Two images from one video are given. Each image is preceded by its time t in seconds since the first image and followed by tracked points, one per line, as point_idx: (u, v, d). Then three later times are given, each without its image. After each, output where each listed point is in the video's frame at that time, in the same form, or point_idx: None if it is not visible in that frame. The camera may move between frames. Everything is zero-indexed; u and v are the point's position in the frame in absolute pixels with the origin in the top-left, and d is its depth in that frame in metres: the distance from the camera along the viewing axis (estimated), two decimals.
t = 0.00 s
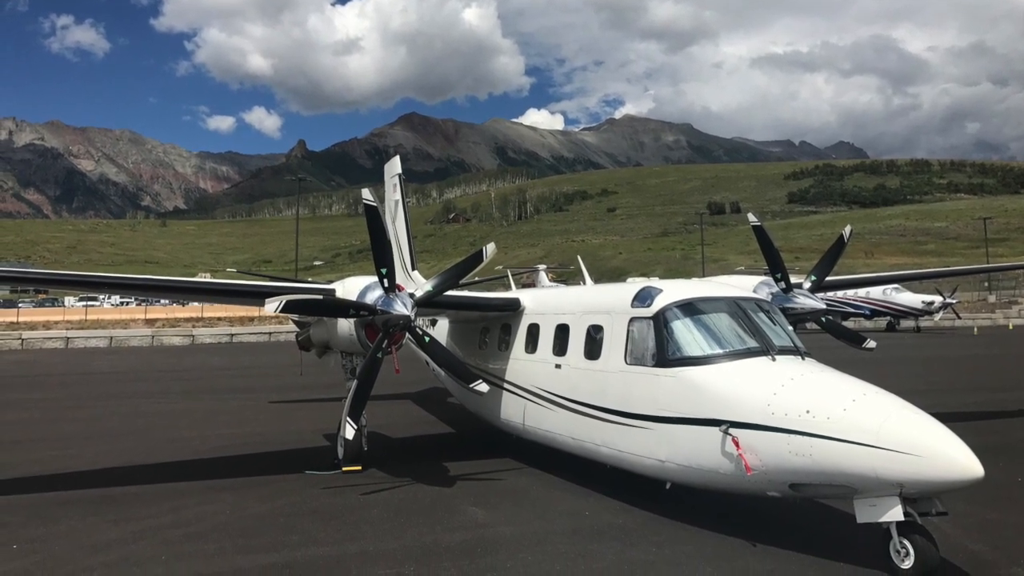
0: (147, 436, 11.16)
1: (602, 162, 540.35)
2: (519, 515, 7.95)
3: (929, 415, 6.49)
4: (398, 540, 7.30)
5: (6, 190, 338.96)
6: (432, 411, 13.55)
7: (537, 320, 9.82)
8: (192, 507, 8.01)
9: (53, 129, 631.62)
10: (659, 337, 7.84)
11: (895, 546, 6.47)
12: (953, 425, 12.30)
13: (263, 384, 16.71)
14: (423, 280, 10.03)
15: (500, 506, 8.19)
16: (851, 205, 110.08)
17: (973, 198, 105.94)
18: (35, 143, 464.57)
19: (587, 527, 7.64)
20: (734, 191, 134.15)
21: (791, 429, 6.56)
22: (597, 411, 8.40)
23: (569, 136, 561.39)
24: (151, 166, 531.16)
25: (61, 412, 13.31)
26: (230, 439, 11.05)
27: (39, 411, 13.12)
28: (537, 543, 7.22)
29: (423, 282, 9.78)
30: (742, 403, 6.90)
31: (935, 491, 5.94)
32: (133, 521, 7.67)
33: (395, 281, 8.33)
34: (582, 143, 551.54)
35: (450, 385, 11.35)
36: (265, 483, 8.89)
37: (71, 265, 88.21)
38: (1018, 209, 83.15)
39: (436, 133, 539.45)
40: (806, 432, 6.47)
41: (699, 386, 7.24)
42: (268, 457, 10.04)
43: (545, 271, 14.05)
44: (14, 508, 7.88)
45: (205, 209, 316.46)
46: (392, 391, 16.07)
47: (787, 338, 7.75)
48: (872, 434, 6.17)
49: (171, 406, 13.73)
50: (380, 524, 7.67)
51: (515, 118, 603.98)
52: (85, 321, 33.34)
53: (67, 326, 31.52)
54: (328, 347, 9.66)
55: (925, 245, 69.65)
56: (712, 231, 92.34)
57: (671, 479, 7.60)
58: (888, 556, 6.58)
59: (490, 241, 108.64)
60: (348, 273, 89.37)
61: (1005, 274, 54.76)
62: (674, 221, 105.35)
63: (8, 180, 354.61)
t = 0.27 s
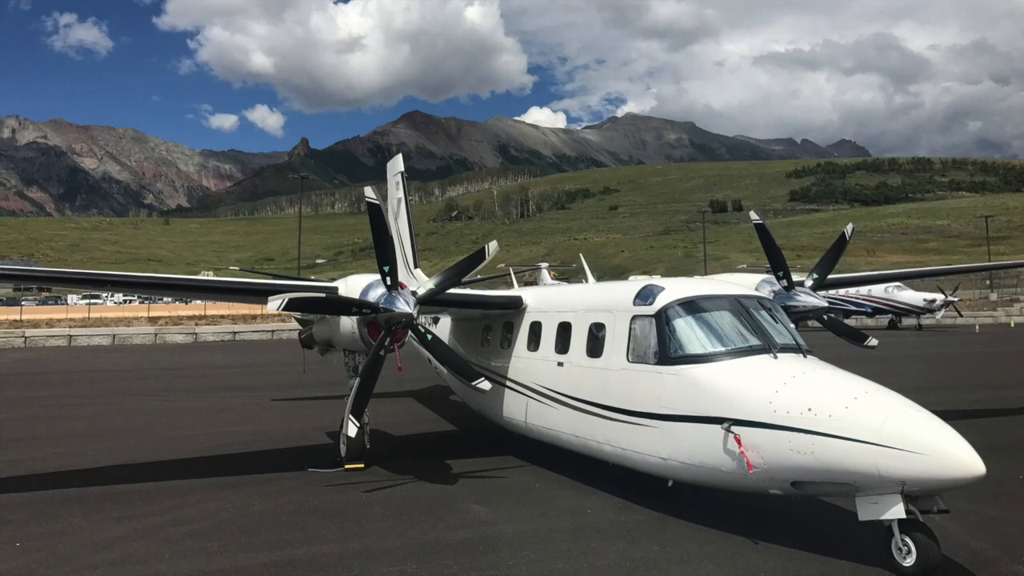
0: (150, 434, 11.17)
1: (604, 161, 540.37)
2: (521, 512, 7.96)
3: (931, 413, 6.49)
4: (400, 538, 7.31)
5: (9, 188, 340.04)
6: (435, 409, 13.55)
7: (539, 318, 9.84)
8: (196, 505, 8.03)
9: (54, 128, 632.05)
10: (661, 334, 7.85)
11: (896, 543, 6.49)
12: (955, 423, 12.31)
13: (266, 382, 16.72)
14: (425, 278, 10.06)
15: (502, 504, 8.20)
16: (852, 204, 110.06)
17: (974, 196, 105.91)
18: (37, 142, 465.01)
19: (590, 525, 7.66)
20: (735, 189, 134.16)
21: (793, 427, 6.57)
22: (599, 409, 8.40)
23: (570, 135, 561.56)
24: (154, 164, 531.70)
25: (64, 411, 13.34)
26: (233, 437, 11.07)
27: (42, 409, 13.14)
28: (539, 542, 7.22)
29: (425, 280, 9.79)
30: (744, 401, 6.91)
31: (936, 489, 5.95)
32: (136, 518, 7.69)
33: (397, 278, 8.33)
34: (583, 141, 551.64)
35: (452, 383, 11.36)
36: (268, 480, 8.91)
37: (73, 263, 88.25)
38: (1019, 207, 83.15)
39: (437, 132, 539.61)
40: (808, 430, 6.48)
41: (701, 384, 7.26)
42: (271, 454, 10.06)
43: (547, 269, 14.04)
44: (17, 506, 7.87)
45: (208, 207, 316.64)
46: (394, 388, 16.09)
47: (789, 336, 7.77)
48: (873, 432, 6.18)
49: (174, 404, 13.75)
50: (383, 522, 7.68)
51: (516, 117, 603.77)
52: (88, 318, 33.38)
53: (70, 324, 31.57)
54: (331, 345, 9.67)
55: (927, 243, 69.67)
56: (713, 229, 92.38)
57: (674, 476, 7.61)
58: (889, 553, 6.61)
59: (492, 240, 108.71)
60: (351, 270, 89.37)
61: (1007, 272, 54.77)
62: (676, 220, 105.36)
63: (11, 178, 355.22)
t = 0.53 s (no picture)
0: (154, 431, 11.19)
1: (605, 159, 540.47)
2: (524, 510, 7.97)
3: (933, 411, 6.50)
4: (403, 535, 7.32)
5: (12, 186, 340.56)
6: (437, 407, 13.57)
7: (542, 316, 9.84)
8: (199, 502, 8.05)
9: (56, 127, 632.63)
10: (663, 332, 7.86)
11: (899, 540, 6.50)
12: (957, 421, 12.32)
13: (269, 379, 16.75)
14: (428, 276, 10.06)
15: (505, 502, 8.20)
16: (854, 201, 110.11)
17: (976, 194, 105.93)
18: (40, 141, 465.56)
19: (593, 522, 7.66)
20: (737, 187, 134.20)
21: (795, 424, 6.58)
22: (601, 407, 8.42)
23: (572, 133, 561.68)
24: (155, 162, 532.12)
25: (67, 408, 13.36)
26: (236, 434, 11.08)
27: (45, 406, 13.16)
28: (541, 539, 7.24)
29: (427, 277, 9.81)
30: (746, 398, 6.92)
31: (938, 487, 5.96)
32: (140, 516, 7.71)
33: (400, 276, 8.33)
34: (585, 140, 551.88)
35: (455, 381, 11.38)
36: (271, 478, 8.92)
37: (77, 261, 88.43)
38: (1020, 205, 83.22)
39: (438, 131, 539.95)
40: (810, 427, 6.49)
41: (703, 381, 7.26)
42: (274, 452, 10.08)
43: (550, 267, 14.04)
44: (20, 504, 7.89)
45: (211, 205, 317.01)
46: (396, 386, 16.10)
47: (791, 334, 7.77)
48: (875, 429, 6.19)
49: (176, 401, 13.77)
50: (385, 520, 7.68)
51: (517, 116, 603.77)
52: (91, 316, 33.45)
53: (73, 322, 31.62)
54: (334, 343, 9.69)
55: (929, 241, 69.74)
56: (716, 227, 92.46)
57: (676, 474, 7.62)
58: (891, 550, 6.62)
59: (495, 237, 108.81)
60: (354, 268, 89.43)
61: (1009, 270, 54.82)
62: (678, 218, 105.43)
63: (14, 176, 355.74)
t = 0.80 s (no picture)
0: (156, 429, 11.19)
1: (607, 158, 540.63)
2: (526, 507, 7.98)
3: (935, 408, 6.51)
4: (406, 533, 7.32)
5: (15, 184, 340.86)
6: (439, 405, 13.59)
7: (544, 313, 9.86)
8: (201, 500, 8.05)
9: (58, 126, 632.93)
10: (665, 330, 7.87)
11: (901, 538, 6.51)
12: (958, 419, 12.32)
13: (272, 377, 16.75)
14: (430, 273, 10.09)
15: (507, 499, 8.22)
16: (856, 200, 110.14)
17: (978, 192, 105.86)
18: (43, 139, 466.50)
19: (595, 520, 7.67)
20: (739, 185, 134.18)
21: (796, 422, 6.60)
22: (603, 404, 8.45)
23: (573, 132, 561.57)
24: (157, 161, 532.38)
25: (70, 406, 13.36)
26: (239, 432, 11.10)
27: (49, 404, 13.18)
28: (543, 536, 7.25)
29: (430, 275, 9.83)
30: (747, 396, 6.93)
31: (939, 484, 5.98)
32: (144, 513, 7.73)
33: (402, 274, 8.32)
34: (587, 138, 551.84)
35: (457, 378, 11.37)
36: (274, 476, 8.92)
37: (80, 259, 88.49)
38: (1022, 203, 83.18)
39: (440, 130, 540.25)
40: (811, 424, 6.51)
41: (706, 379, 7.27)
42: (277, 450, 10.08)
43: (552, 264, 14.02)
44: (22, 501, 7.90)
45: (214, 203, 317.28)
46: (398, 384, 16.10)
47: (793, 332, 7.79)
48: (877, 427, 6.20)
49: (179, 399, 13.80)
50: (388, 517, 7.69)
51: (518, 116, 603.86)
52: (94, 314, 33.43)
53: (76, 319, 31.63)
54: (336, 341, 9.69)
55: (930, 239, 69.73)
56: (718, 225, 92.49)
57: (679, 472, 7.63)
58: (892, 548, 6.64)
59: (497, 236, 108.90)
60: (356, 266, 89.39)
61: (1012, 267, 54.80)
62: (680, 216, 105.41)
63: (16, 174, 356.29)
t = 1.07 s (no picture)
0: (159, 427, 11.19)
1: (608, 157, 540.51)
2: (528, 505, 7.99)
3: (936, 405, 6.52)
4: (408, 531, 7.33)
5: (17, 182, 341.22)
6: (442, 402, 13.61)
7: (546, 311, 9.87)
8: (204, 498, 8.06)
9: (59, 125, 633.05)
10: (667, 328, 7.88)
11: (902, 536, 6.53)
12: (961, 416, 12.33)
13: (274, 375, 16.76)
14: (433, 272, 10.11)
15: (509, 497, 8.23)
16: (858, 198, 110.22)
17: (979, 190, 105.86)
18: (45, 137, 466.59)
19: (597, 517, 7.68)
20: (741, 183, 134.17)
21: (798, 420, 6.60)
22: (605, 402, 8.45)
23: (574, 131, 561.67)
24: (159, 159, 532.63)
25: (73, 403, 13.38)
26: (242, 430, 11.10)
27: (51, 402, 13.17)
28: (545, 533, 7.27)
29: (433, 273, 9.84)
30: (749, 394, 6.95)
31: (941, 482, 5.99)
32: (146, 511, 7.74)
33: (405, 272, 8.34)
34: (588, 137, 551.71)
35: (459, 376, 11.39)
36: (277, 473, 8.93)
37: (83, 257, 88.51)
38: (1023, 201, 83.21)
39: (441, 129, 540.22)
40: (812, 422, 6.52)
41: (707, 377, 7.28)
42: (280, 448, 10.09)
43: (554, 262, 14.02)
44: (25, 499, 7.90)
45: (216, 201, 317.38)
46: (401, 382, 16.12)
47: (795, 329, 7.80)
48: (878, 424, 6.21)
49: (182, 396, 13.80)
50: (390, 515, 7.71)
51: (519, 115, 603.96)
52: (96, 312, 33.46)
53: (78, 317, 31.63)
54: (339, 338, 9.71)
55: (932, 237, 69.79)
56: (719, 223, 92.56)
57: (680, 469, 7.64)
58: (894, 546, 6.64)
59: (499, 233, 108.93)
60: (359, 264, 89.44)
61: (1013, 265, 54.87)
62: (682, 214, 105.46)
63: (18, 173, 356.56)
